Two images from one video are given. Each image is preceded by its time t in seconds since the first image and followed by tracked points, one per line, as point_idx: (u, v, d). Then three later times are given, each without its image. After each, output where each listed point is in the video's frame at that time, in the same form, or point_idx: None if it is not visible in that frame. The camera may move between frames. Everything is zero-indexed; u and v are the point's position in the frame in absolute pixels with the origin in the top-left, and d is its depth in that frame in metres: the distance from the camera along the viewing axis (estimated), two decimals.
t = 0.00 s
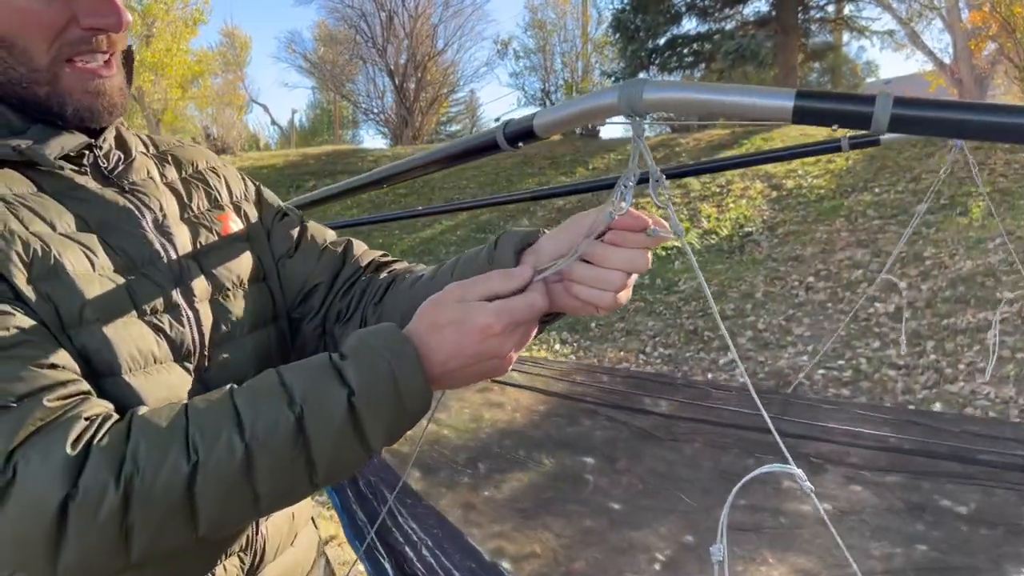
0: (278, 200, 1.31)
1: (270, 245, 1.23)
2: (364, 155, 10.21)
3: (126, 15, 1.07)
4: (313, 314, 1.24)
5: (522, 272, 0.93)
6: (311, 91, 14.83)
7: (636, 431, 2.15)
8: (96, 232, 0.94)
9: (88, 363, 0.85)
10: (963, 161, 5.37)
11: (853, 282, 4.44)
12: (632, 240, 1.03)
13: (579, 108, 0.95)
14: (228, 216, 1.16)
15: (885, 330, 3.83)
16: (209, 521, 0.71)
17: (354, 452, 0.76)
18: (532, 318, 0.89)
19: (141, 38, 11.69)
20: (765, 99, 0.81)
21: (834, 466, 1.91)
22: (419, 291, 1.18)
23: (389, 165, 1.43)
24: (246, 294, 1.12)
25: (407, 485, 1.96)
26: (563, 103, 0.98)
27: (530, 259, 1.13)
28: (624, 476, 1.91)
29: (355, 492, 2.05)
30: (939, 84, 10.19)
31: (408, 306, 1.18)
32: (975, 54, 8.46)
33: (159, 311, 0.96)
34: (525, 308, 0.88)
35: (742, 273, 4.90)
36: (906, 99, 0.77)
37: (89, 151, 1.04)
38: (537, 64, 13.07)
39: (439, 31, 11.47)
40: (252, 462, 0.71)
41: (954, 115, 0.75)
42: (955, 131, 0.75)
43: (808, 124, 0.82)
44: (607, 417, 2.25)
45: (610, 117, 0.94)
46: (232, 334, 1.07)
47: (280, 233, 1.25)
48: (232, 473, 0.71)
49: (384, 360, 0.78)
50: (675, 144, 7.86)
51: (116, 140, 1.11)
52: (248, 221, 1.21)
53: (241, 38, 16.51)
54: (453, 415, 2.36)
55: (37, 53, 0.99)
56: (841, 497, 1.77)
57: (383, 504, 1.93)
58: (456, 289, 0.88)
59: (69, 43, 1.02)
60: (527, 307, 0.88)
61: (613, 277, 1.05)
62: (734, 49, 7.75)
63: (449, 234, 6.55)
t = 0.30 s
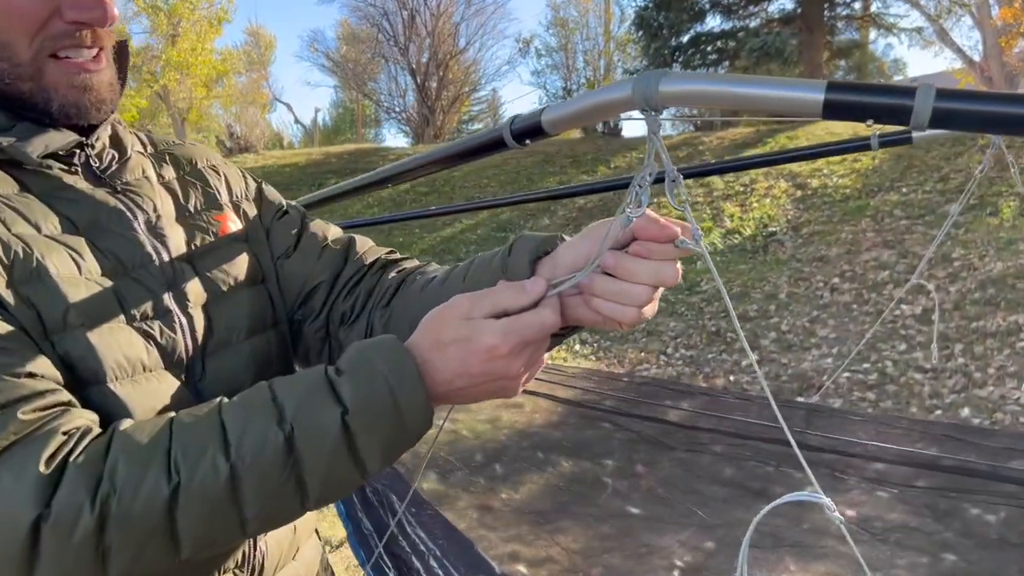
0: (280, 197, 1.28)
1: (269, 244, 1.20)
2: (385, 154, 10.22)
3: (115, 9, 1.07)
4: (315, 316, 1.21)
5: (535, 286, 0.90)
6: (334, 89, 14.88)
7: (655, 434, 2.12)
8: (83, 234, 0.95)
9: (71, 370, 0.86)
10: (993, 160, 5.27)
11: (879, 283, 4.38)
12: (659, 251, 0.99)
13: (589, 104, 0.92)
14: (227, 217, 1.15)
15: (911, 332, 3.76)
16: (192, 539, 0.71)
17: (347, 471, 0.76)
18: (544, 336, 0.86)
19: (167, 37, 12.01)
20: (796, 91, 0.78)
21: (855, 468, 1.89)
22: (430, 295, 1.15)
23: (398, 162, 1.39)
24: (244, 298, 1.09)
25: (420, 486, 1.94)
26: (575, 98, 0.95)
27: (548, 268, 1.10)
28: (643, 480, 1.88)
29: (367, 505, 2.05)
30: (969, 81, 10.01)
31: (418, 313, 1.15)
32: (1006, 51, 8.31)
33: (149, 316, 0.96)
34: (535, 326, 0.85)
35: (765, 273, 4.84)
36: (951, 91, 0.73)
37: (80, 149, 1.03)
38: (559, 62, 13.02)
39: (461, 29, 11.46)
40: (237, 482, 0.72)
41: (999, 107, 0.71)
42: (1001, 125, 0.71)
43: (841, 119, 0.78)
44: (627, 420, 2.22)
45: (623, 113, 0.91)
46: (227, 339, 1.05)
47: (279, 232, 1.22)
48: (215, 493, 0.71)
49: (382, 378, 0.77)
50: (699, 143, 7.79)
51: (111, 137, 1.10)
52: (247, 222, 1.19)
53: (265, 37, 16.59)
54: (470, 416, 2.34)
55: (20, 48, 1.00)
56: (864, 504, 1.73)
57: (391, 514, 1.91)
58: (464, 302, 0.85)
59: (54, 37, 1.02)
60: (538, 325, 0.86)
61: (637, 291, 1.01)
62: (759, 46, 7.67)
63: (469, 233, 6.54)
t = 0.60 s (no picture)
0: (255, 190, 1.29)
1: (241, 239, 1.22)
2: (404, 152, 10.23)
3: None
4: (288, 313, 1.22)
5: (499, 287, 0.89)
6: (354, 87, 14.93)
7: (666, 436, 2.08)
8: (41, 228, 0.96)
9: (21, 367, 0.85)
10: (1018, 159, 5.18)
11: (899, 284, 4.32)
12: (640, 244, 1.01)
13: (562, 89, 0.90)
14: (198, 212, 1.17)
15: (931, 334, 3.71)
16: (139, 544, 0.70)
17: (301, 473, 0.75)
18: (508, 339, 0.84)
19: (189, 35, 12.22)
20: (764, 80, 0.75)
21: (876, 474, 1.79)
22: (405, 291, 1.16)
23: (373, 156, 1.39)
24: (211, 296, 1.12)
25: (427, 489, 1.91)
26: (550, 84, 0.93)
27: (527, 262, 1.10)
28: (652, 483, 1.84)
29: (351, 505, 2.01)
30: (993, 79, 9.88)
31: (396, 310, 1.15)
32: None
33: (106, 314, 0.97)
34: (499, 327, 0.83)
35: (783, 273, 4.80)
36: (926, 78, 0.69)
37: (42, 142, 1.05)
38: (577, 60, 12.99)
39: (479, 27, 11.46)
40: (185, 485, 0.71)
41: (972, 96, 0.67)
42: (973, 116, 0.67)
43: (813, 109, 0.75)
44: (639, 420, 2.18)
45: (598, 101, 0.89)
46: (189, 340, 1.07)
47: (251, 227, 1.23)
48: (160, 496, 0.70)
49: (335, 378, 0.76)
50: (718, 142, 7.73)
51: (78, 129, 1.12)
52: (219, 219, 1.20)
53: (286, 35, 16.65)
54: (480, 415, 2.31)
55: None
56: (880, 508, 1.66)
57: (377, 517, 1.88)
58: (424, 302, 0.84)
59: (8, 26, 1.05)
60: (503, 325, 0.83)
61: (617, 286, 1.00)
62: (779, 44, 7.60)
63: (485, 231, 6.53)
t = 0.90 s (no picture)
0: (229, 187, 1.33)
1: (213, 237, 1.27)
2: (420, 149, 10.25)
3: None
4: (263, 309, 1.28)
5: (456, 299, 0.92)
6: (372, 84, 14.97)
7: (676, 434, 2.03)
8: (4, 228, 1.01)
9: None
10: None
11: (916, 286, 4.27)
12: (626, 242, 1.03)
13: (524, 86, 0.91)
14: (169, 208, 1.22)
15: (947, 338, 3.66)
16: (84, 553, 0.76)
17: (248, 484, 0.80)
18: (465, 349, 0.87)
19: (208, 32, 12.18)
20: (730, 77, 0.76)
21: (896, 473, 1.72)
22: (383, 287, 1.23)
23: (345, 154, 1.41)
24: (180, 295, 1.16)
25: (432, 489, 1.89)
26: (510, 82, 0.94)
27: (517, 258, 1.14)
28: (660, 484, 1.81)
29: (335, 508, 2.03)
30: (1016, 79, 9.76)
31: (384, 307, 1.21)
32: None
33: (67, 314, 1.03)
34: (453, 339, 0.86)
35: (799, 273, 4.75)
36: (891, 75, 0.69)
37: (7, 139, 1.09)
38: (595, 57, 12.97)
39: (496, 25, 11.46)
40: (132, 494, 0.77)
41: (935, 94, 0.67)
42: (937, 115, 0.67)
43: (778, 107, 0.75)
44: (650, 419, 2.13)
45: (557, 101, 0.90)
46: (152, 343, 1.11)
47: (224, 224, 1.28)
48: (105, 504, 0.76)
49: (287, 389, 0.80)
50: (735, 140, 7.68)
51: (48, 126, 1.17)
52: (191, 218, 1.25)
53: (305, 32, 16.72)
54: (489, 414, 2.29)
55: None
56: (887, 512, 1.61)
57: (364, 519, 1.89)
58: (380, 313, 0.87)
59: None
60: (458, 336, 0.86)
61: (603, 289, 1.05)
62: (798, 43, 7.54)
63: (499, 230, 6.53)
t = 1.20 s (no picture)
0: (236, 180, 1.40)
1: (220, 233, 1.33)
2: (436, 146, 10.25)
3: None
4: (273, 302, 1.34)
5: (450, 317, 0.96)
6: (388, 81, 15.00)
7: (688, 434, 2.01)
8: (7, 229, 1.06)
9: None
10: None
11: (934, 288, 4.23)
12: (647, 237, 1.03)
13: (529, 85, 0.91)
14: (175, 207, 1.28)
15: (966, 340, 3.62)
16: (72, 566, 0.80)
17: (235, 499, 0.86)
18: (451, 367, 0.93)
19: (227, 29, 12.39)
20: (737, 77, 0.75)
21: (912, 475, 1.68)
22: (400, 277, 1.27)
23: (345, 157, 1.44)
24: (183, 295, 1.22)
25: (441, 488, 1.89)
26: (513, 81, 0.94)
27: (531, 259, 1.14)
28: (672, 485, 1.79)
29: (336, 507, 2.02)
30: None
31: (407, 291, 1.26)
32: None
33: (68, 315, 1.08)
34: (441, 360, 0.92)
35: (815, 274, 4.73)
36: (902, 77, 0.68)
37: (15, 137, 1.14)
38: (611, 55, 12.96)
39: (513, 22, 11.46)
40: (120, 507, 0.82)
41: (944, 97, 0.66)
42: (947, 119, 0.66)
43: (786, 108, 0.75)
44: (663, 419, 2.12)
45: (560, 102, 0.91)
46: (149, 347, 1.17)
47: (231, 219, 1.35)
48: (94, 518, 0.80)
49: (279, 407, 0.87)
50: (752, 139, 7.64)
51: (56, 124, 1.23)
52: (197, 217, 1.31)
53: (323, 29, 16.77)
54: (501, 413, 2.28)
55: None
56: (903, 517, 1.58)
57: (365, 519, 1.89)
58: (373, 332, 0.93)
59: None
60: (445, 356, 0.92)
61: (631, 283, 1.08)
62: (816, 42, 7.49)
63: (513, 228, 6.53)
